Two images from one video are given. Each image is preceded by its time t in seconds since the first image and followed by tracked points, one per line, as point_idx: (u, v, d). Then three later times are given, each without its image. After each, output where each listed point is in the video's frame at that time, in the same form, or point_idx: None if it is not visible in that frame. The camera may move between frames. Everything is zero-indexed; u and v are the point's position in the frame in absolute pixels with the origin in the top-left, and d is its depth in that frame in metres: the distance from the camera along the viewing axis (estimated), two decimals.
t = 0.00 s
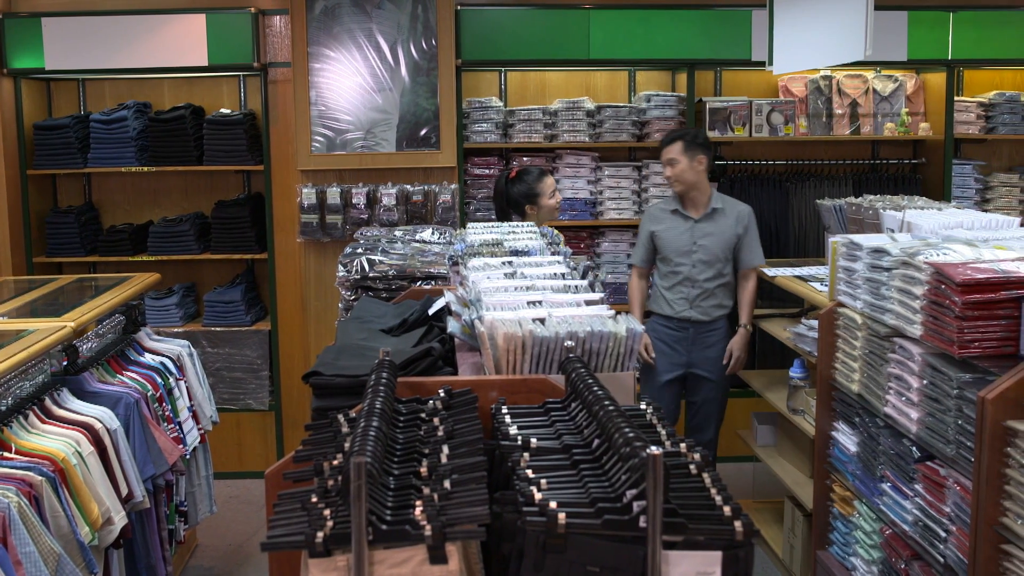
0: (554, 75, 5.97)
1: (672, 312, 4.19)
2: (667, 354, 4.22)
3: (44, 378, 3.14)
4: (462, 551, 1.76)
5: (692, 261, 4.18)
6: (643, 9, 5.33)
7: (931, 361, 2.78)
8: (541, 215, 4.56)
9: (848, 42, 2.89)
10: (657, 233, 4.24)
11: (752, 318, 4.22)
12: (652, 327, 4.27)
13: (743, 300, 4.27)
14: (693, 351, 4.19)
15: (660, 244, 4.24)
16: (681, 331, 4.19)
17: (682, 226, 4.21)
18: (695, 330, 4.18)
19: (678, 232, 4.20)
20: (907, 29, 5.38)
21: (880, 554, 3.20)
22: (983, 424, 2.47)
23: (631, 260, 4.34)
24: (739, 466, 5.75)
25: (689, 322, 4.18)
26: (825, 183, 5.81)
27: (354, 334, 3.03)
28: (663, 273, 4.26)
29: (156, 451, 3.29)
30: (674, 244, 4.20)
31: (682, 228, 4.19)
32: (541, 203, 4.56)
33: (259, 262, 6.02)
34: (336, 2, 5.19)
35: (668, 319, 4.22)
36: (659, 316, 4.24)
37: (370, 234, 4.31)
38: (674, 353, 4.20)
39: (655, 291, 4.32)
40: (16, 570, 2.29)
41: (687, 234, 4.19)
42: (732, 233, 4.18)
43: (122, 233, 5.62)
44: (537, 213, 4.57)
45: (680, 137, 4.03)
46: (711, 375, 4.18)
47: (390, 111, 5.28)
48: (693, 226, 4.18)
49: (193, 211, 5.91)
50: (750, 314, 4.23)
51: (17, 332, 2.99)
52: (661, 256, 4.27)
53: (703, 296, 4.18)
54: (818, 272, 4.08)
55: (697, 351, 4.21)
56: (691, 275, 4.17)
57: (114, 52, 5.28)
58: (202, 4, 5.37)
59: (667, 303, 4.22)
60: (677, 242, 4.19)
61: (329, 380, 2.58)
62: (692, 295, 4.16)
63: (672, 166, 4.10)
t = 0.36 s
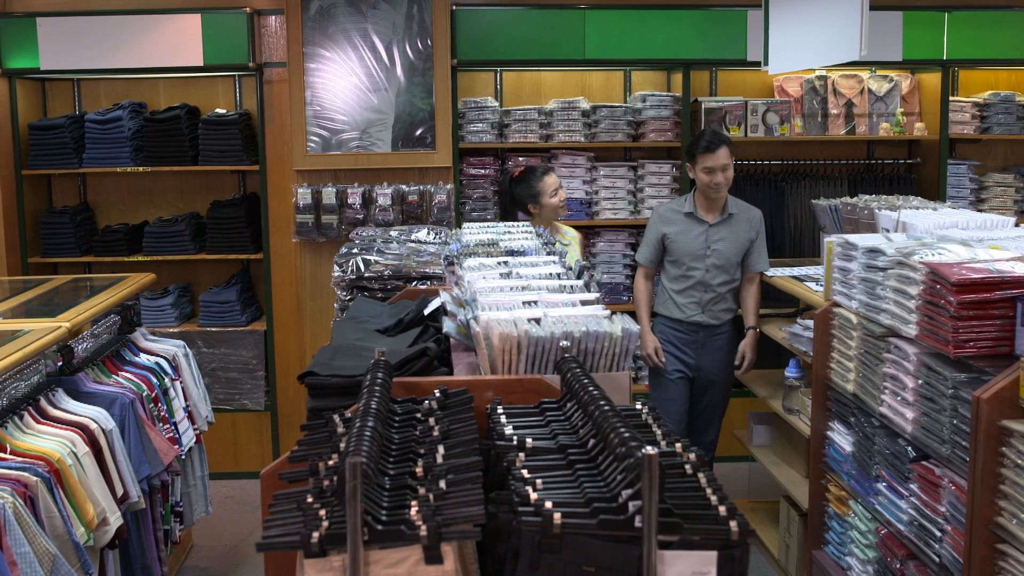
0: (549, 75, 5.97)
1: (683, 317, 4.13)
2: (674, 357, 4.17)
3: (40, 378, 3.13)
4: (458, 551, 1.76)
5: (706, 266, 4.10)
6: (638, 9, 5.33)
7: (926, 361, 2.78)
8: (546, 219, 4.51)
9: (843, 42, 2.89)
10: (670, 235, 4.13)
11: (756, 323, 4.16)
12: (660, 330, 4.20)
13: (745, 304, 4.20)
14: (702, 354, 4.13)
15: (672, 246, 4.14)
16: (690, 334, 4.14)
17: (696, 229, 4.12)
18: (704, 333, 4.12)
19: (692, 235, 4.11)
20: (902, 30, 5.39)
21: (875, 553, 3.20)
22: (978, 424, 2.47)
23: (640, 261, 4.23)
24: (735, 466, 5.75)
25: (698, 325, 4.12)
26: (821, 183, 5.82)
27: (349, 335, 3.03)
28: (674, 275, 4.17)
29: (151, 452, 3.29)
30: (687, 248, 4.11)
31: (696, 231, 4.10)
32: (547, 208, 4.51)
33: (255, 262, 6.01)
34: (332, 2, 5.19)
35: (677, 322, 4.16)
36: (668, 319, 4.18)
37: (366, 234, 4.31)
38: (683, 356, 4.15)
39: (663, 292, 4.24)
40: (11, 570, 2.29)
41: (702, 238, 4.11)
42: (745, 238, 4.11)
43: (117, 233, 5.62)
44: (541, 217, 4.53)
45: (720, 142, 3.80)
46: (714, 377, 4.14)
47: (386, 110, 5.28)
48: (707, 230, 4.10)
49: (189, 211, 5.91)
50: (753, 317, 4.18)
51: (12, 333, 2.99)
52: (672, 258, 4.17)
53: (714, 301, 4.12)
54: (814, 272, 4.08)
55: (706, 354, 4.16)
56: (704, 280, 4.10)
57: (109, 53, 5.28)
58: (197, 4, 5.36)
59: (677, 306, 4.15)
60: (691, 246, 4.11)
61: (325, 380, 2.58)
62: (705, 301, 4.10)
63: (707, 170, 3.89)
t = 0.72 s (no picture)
0: (546, 75, 5.97)
1: (690, 327, 3.99)
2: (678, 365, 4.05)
3: (35, 379, 3.13)
4: (455, 551, 1.76)
5: (707, 272, 3.98)
6: (634, 9, 5.34)
7: (923, 361, 2.78)
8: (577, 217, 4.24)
9: (840, 42, 2.90)
10: (667, 247, 3.95)
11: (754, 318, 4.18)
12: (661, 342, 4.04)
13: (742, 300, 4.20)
14: (707, 365, 4.02)
15: (669, 257, 3.97)
16: (695, 343, 4.01)
17: (690, 236, 3.97)
18: (708, 343, 4.01)
19: (689, 243, 3.96)
20: (898, 30, 5.39)
21: (872, 553, 3.20)
22: (974, 423, 2.47)
23: (636, 277, 4.00)
24: (731, 466, 5.75)
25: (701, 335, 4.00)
26: (817, 183, 5.83)
27: (346, 335, 3.03)
28: (673, 286, 4.01)
29: (147, 452, 3.29)
30: (686, 256, 3.96)
31: (692, 237, 3.96)
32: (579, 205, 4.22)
33: (251, 262, 6.01)
34: (328, 2, 5.19)
35: (682, 333, 4.01)
36: (672, 331, 4.02)
37: (362, 234, 4.31)
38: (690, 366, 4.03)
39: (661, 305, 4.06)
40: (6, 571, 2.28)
41: (699, 244, 3.98)
42: (737, 238, 4.05)
43: (113, 233, 5.61)
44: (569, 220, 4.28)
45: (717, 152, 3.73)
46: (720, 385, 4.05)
47: (382, 111, 5.28)
48: (704, 235, 3.97)
49: (185, 211, 5.90)
50: (750, 314, 4.19)
51: (8, 334, 2.98)
52: (669, 269, 4.00)
53: (716, 305, 4.02)
54: (810, 272, 4.08)
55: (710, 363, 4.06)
56: (708, 287, 3.97)
57: (105, 53, 5.27)
58: (193, 4, 5.36)
59: (681, 316, 4.01)
60: (690, 253, 3.97)
61: (321, 380, 2.58)
62: (709, 307, 3.99)
63: (703, 178, 3.80)
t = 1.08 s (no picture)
0: (541, 75, 5.97)
1: (684, 329, 3.84)
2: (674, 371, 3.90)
3: (31, 379, 3.13)
4: (450, 551, 1.76)
5: (694, 271, 3.84)
6: (630, 9, 5.34)
7: (918, 361, 2.78)
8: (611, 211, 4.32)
9: (836, 42, 2.90)
10: (651, 252, 3.79)
11: (742, 307, 4.11)
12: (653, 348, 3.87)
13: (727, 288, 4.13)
14: (702, 366, 3.88)
15: (654, 262, 3.80)
16: (688, 346, 3.86)
17: (672, 238, 3.82)
18: (702, 343, 3.87)
19: (673, 245, 3.81)
20: (894, 30, 5.40)
21: (867, 553, 3.20)
22: (969, 423, 2.47)
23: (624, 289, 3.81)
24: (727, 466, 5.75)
25: (694, 337, 3.86)
26: (813, 183, 5.83)
27: (342, 335, 3.03)
28: (661, 291, 3.85)
29: (143, 452, 3.29)
30: (671, 259, 3.81)
31: (675, 238, 3.82)
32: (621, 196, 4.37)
33: (247, 262, 6.01)
34: (324, 2, 5.19)
35: (676, 336, 3.86)
36: (666, 336, 3.86)
37: (358, 235, 4.31)
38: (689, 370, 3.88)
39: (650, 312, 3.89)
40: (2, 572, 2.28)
41: (682, 244, 3.83)
42: (717, 231, 3.92)
43: (109, 233, 5.61)
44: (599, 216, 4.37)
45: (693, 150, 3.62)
46: (717, 386, 3.91)
47: (378, 111, 5.28)
48: (685, 234, 3.83)
49: (181, 211, 5.90)
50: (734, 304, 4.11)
51: (3, 334, 2.98)
52: (655, 274, 3.83)
53: (706, 304, 3.88)
54: (806, 272, 4.09)
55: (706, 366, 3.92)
56: (697, 287, 3.83)
57: (101, 53, 5.27)
58: (189, 4, 5.36)
59: (673, 320, 3.85)
60: (676, 255, 3.81)
61: (317, 381, 2.58)
62: (700, 306, 3.85)
63: (680, 178, 3.68)
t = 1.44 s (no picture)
0: (537, 75, 5.98)
1: (674, 335, 3.73)
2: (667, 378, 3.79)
3: (26, 379, 3.12)
4: (446, 551, 1.76)
5: (685, 277, 3.72)
6: (625, 10, 5.34)
7: (913, 360, 2.79)
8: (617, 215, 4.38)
9: (831, 41, 2.90)
10: (638, 259, 3.69)
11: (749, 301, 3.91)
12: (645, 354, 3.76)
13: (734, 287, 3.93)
14: (695, 371, 3.74)
15: (642, 268, 3.71)
16: (679, 351, 3.74)
17: (661, 244, 3.71)
18: (693, 348, 3.74)
19: (661, 251, 3.70)
20: (889, 30, 5.40)
21: (863, 553, 3.21)
22: (965, 423, 2.48)
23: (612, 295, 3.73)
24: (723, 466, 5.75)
25: (683, 342, 3.74)
26: (808, 183, 5.84)
27: (338, 335, 3.03)
28: (652, 297, 3.75)
29: (138, 453, 3.29)
30: (660, 265, 3.71)
31: (664, 244, 3.70)
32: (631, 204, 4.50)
33: (243, 263, 6.01)
34: (319, 2, 5.19)
35: (667, 342, 3.74)
36: (657, 342, 3.75)
37: (354, 235, 4.31)
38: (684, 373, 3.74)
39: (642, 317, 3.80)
40: None
41: (671, 249, 3.72)
42: (711, 234, 3.78)
43: (104, 233, 5.60)
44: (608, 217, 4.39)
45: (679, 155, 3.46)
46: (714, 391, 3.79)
47: (374, 111, 5.28)
48: (674, 239, 3.72)
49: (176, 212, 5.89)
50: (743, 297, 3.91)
51: None
52: (645, 280, 3.73)
53: (700, 308, 3.75)
54: (802, 272, 4.09)
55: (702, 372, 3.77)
56: (687, 292, 3.71)
57: (97, 53, 5.26)
58: (185, 4, 5.35)
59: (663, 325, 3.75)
60: (665, 260, 3.70)
61: (313, 381, 2.57)
62: (692, 311, 3.73)
63: (670, 184, 3.53)
